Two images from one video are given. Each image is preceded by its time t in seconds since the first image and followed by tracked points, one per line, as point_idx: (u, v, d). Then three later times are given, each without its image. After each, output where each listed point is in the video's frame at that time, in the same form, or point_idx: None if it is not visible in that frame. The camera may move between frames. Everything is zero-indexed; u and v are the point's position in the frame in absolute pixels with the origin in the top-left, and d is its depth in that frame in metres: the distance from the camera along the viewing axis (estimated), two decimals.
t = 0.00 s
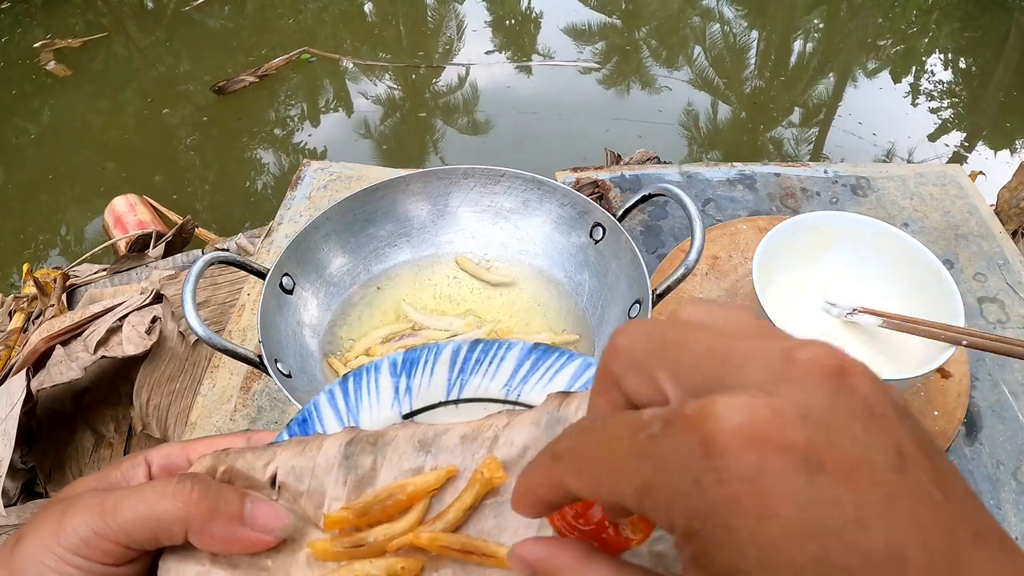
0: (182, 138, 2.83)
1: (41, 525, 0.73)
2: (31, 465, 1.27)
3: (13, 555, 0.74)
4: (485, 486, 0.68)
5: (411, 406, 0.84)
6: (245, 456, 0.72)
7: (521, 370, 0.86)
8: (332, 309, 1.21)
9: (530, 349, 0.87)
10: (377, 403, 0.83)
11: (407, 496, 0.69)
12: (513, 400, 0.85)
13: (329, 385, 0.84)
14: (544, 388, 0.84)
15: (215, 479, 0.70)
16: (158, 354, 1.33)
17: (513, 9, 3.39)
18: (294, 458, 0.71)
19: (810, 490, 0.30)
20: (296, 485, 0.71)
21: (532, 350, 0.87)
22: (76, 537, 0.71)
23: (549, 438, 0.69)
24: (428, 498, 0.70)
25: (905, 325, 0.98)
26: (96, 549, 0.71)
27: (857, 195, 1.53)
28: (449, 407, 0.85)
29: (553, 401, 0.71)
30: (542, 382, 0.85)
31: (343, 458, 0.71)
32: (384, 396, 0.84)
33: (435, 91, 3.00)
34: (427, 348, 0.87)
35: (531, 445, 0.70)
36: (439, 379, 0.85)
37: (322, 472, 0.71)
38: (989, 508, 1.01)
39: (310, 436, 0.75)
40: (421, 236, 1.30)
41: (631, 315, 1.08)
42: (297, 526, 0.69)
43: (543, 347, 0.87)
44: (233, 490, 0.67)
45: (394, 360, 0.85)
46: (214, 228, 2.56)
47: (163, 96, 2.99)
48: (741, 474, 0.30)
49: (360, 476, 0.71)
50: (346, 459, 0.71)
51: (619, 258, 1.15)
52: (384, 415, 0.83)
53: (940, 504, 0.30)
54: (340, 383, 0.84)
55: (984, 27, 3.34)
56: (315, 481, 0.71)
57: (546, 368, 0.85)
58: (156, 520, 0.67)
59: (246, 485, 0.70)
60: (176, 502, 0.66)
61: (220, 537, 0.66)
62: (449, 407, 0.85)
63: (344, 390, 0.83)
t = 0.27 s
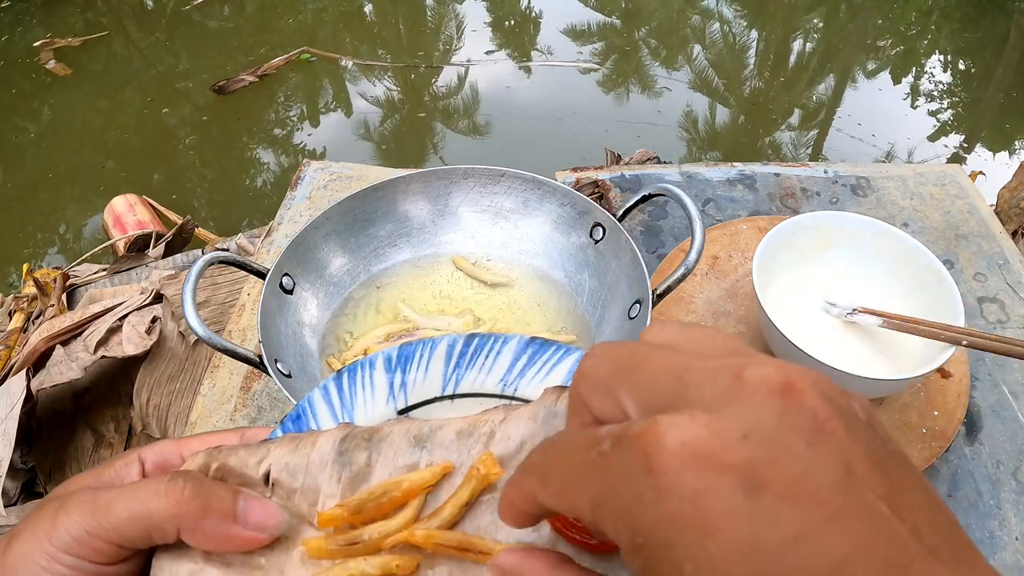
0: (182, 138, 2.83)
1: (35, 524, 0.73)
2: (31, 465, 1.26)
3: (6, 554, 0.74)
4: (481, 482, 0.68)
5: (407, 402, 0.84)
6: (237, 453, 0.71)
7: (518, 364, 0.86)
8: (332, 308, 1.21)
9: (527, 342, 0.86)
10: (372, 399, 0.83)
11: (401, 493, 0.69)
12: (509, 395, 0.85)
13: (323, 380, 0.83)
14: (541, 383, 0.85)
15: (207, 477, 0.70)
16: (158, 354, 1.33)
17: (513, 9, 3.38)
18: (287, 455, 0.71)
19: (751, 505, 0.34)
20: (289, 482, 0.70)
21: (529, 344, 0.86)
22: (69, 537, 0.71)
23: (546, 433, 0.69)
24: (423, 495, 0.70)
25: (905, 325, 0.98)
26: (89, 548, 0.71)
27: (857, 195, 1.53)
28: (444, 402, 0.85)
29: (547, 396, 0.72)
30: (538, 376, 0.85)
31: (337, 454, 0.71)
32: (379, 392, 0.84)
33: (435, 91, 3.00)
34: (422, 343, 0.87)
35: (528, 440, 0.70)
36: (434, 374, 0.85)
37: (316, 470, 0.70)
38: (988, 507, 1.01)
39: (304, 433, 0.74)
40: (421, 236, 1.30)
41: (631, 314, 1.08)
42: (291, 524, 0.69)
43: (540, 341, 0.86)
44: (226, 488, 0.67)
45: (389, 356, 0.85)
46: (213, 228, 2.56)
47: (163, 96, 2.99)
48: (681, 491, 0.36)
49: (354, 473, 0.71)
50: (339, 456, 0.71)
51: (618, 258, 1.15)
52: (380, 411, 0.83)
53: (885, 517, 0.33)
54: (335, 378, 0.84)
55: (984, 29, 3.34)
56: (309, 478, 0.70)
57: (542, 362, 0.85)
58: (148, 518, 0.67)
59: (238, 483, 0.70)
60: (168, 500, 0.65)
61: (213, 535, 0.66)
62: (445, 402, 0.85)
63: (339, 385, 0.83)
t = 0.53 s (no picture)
0: (181, 138, 2.83)
1: (35, 527, 0.73)
2: (31, 465, 1.26)
3: (5, 556, 0.74)
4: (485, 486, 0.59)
5: (407, 407, 0.84)
6: (237, 458, 0.72)
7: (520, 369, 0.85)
8: (332, 308, 1.21)
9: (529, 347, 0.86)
10: (373, 404, 0.84)
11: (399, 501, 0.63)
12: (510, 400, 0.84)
13: (324, 385, 0.83)
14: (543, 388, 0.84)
15: (207, 481, 0.71)
16: (158, 354, 1.33)
17: (513, 8, 3.38)
18: (288, 460, 0.71)
19: (570, 507, 0.31)
20: (289, 487, 0.70)
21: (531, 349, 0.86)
22: (67, 540, 0.71)
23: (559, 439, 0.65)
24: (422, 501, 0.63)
25: (906, 325, 0.98)
26: (87, 552, 0.71)
27: (857, 195, 1.53)
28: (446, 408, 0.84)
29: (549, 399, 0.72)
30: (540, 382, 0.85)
31: (338, 460, 0.69)
32: (381, 398, 0.84)
33: (435, 90, 3.00)
34: (424, 347, 0.87)
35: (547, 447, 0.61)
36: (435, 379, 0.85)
37: (316, 475, 0.69)
38: (988, 508, 1.01)
39: (306, 438, 0.75)
40: (421, 235, 1.30)
41: (631, 315, 1.08)
42: (291, 529, 0.69)
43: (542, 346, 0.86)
44: (225, 493, 0.68)
45: (390, 361, 0.86)
46: (213, 228, 2.56)
47: (162, 95, 2.99)
48: (500, 495, 0.32)
49: (354, 478, 0.68)
50: (340, 462, 0.69)
51: (619, 259, 1.15)
52: (380, 417, 0.83)
53: (721, 501, 0.32)
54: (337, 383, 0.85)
55: (984, 29, 3.34)
56: (309, 483, 0.69)
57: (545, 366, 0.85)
58: (147, 522, 0.67)
59: (239, 487, 0.71)
60: (167, 505, 0.66)
61: (212, 540, 0.66)
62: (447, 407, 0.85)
63: (340, 390, 0.84)
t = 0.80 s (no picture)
0: (182, 138, 2.83)
1: (33, 527, 0.73)
2: (31, 465, 1.27)
3: (5, 555, 0.74)
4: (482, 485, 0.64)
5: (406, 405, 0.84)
6: (236, 456, 0.73)
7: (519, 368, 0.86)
8: (332, 308, 1.21)
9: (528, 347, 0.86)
10: (372, 402, 0.83)
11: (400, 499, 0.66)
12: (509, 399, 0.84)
13: (322, 383, 0.83)
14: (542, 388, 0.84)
15: (206, 479, 0.71)
16: (158, 354, 1.33)
17: (513, 8, 3.38)
18: (286, 458, 0.71)
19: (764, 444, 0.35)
20: (288, 485, 0.70)
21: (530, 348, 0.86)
22: (66, 539, 0.71)
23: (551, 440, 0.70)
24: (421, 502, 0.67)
25: (906, 325, 0.98)
26: (86, 551, 0.71)
27: (857, 195, 1.53)
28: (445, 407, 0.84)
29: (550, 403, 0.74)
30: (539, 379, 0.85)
31: (336, 458, 0.70)
32: (379, 395, 0.84)
33: (435, 90, 3.01)
34: (422, 345, 0.87)
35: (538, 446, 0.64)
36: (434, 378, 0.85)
37: (315, 473, 0.70)
38: (988, 508, 1.01)
39: (303, 436, 0.75)
40: (421, 236, 1.30)
41: (632, 315, 1.08)
42: (290, 527, 0.68)
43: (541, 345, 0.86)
44: (225, 491, 0.68)
45: (389, 359, 0.86)
46: (213, 228, 2.56)
47: (163, 95, 2.99)
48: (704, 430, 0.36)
49: (353, 476, 0.68)
50: (339, 459, 0.70)
51: (619, 258, 1.15)
52: (379, 414, 0.83)
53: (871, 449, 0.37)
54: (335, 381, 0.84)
55: (985, 28, 3.33)
56: (308, 481, 0.70)
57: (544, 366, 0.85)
58: (145, 520, 0.67)
59: (237, 485, 0.71)
60: (166, 502, 0.66)
61: (211, 538, 0.65)
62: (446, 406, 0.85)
63: (339, 388, 0.83)
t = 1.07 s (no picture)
0: (182, 138, 2.83)
1: (27, 526, 0.73)
2: (31, 465, 1.27)
3: None
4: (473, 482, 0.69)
5: (401, 402, 0.84)
6: (229, 454, 0.72)
7: (514, 364, 0.86)
8: (332, 308, 1.21)
9: (523, 342, 0.87)
10: (366, 400, 0.83)
11: (395, 495, 0.69)
12: (504, 395, 0.85)
13: (317, 379, 0.83)
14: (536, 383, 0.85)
15: (198, 478, 0.70)
16: (158, 355, 1.33)
17: (514, 9, 3.38)
18: (280, 456, 0.71)
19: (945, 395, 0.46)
20: (282, 483, 0.71)
21: (525, 344, 0.87)
22: (59, 539, 0.71)
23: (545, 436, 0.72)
24: (416, 498, 0.70)
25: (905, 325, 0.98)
26: (79, 550, 0.71)
27: (857, 195, 1.53)
28: (440, 403, 0.84)
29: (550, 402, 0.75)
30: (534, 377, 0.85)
31: (330, 455, 0.71)
32: (374, 392, 0.84)
33: (436, 91, 3.01)
34: (416, 342, 0.87)
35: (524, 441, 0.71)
36: (429, 374, 0.85)
37: (309, 471, 0.71)
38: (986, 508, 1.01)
39: (297, 434, 0.75)
40: (421, 236, 1.30)
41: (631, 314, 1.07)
42: (283, 525, 0.69)
43: (535, 341, 0.87)
44: (218, 490, 0.67)
45: (383, 356, 0.85)
46: (213, 228, 2.56)
47: (163, 95, 2.99)
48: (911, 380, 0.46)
49: (347, 474, 0.71)
50: (333, 456, 0.71)
51: (619, 258, 1.15)
52: (374, 412, 0.83)
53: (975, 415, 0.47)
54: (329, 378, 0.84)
55: (985, 28, 3.33)
56: (302, 479, 0.71)
57: (539, 361, 0.86)
58: (138, 520, 0.66)
59: (231, 484, 0.71)
60: (158, 502, 0.65)
61: (204, 537, 0.65)
62: (441, 402, 0.85)
63: (333, 385, 0.83)
